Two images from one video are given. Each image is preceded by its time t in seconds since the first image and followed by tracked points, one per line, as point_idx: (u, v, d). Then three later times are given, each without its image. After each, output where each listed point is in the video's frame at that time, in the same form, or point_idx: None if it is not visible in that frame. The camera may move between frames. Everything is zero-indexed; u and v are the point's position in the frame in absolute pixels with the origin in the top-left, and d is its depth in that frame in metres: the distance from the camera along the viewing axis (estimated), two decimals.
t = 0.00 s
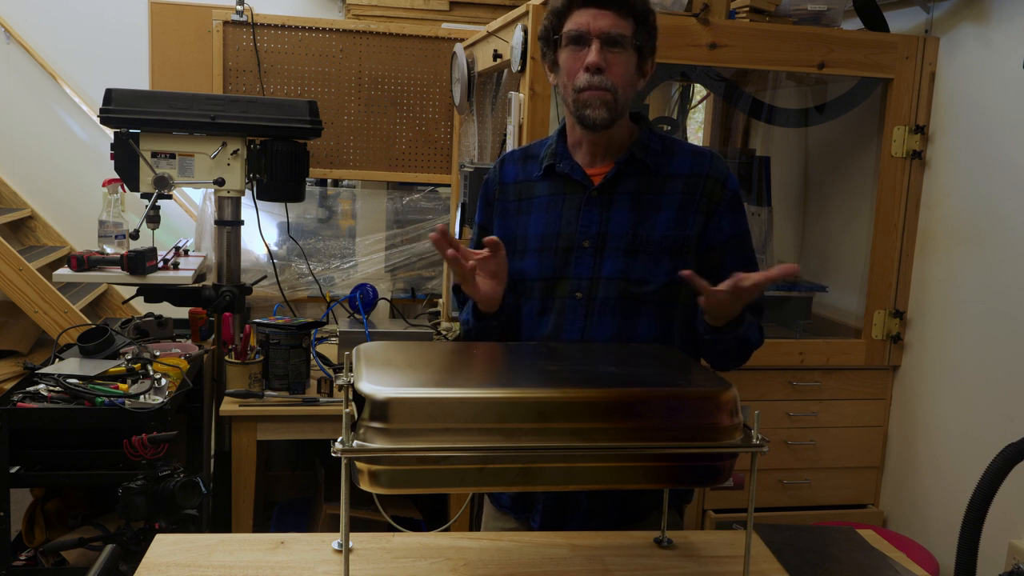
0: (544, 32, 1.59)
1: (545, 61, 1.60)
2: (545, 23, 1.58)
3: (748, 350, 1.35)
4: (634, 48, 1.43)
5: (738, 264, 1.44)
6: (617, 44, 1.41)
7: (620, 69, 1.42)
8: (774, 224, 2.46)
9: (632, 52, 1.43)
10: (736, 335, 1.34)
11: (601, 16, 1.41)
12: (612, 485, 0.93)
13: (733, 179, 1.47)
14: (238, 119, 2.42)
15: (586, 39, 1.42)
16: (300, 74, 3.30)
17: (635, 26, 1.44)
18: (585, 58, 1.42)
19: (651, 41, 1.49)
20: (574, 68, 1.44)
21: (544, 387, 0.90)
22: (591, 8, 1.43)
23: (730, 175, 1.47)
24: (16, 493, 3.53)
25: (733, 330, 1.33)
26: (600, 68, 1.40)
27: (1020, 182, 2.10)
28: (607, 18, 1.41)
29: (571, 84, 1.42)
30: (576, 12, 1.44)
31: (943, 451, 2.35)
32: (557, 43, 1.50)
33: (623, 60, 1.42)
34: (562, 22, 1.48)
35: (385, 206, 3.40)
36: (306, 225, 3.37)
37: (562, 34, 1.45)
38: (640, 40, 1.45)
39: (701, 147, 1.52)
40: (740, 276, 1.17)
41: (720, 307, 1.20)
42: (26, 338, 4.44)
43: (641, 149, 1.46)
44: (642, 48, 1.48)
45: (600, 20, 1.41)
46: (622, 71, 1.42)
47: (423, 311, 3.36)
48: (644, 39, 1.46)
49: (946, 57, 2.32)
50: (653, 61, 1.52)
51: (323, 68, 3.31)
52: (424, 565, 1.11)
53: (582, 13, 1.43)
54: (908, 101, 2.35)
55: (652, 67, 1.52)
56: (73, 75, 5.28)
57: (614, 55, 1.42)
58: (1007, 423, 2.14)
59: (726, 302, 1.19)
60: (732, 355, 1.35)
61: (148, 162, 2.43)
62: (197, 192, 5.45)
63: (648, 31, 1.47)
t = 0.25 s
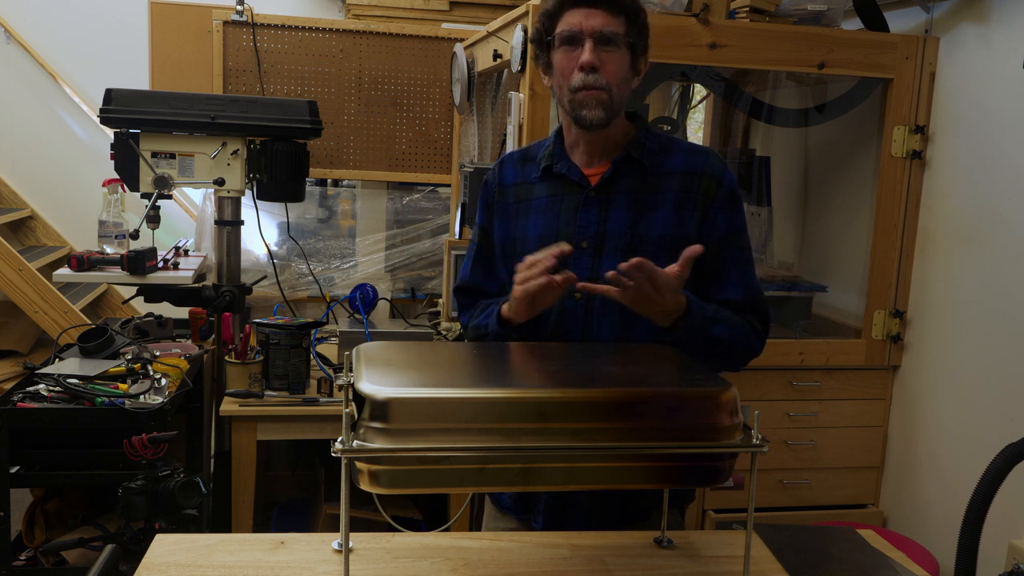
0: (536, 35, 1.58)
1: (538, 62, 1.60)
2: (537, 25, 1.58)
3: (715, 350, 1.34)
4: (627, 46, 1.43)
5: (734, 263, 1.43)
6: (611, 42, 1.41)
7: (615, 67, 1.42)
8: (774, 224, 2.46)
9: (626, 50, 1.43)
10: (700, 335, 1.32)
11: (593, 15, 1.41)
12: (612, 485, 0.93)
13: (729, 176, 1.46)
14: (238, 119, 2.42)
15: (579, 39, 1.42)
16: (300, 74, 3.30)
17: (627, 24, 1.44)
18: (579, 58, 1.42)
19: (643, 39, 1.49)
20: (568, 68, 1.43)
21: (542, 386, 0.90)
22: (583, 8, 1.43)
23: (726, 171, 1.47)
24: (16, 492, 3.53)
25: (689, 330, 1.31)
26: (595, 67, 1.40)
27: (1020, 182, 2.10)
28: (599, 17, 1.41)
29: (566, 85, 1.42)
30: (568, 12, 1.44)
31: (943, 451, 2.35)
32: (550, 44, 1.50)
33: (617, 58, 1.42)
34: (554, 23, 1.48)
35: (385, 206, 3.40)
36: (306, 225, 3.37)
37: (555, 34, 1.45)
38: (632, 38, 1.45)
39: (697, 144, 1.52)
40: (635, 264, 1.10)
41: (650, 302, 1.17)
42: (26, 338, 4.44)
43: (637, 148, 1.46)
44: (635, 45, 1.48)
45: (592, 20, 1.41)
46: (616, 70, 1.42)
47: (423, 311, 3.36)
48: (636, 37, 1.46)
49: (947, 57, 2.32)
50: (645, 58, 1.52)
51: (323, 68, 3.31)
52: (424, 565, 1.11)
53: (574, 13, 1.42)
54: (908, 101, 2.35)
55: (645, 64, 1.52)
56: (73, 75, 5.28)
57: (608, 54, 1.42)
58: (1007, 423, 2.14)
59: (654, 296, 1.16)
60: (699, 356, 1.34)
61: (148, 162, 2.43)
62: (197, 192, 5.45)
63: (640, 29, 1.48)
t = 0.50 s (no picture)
0: (531, 36, 1.58)
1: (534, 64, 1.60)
2: (532, 27, 1.58)
3: (706, 351, 1.35)
4: (623, 46, 1.43)
5: (732, 263, 1.43)
6: (607, 43, 1.41)
7: (612, 68, 1.42)
8: (774, 224, 2.46)
9: (622, 50, 1.43)
10: (690, 337, 1.32)
11: (588, 16, 1.41)
12: (612, 485, 0.93)
13: (727, 175, 1.46)
14: (238, 119, 2.42)
15: (576, 40, 1.41)
16: (300, 74, 3.30)
17: (622, 25, 1.44)
18: (576, 59, 1.42)
19: (638, 38, 1.49)
20: (565, 69, 1.43)
21: (542, 387, 0.90)
22: (579, 9, 1.43)
23: (724, 170, 1.47)
24: (16, 492, 3.53)
25: (677, 331, 1.31)
26: (593, 68, 1.40)
27: (1020, 182, 2.10)
28: (596, 18, 1.41)
29: (564, 86, 1.42)
30: (563, 14, 1.44)
31: (942, 451, 2.35)
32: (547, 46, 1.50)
33: (614, 59, 1.42)
34: (549, 24, 1.48)
35: (385, 206, 3.40)
36: (306, 225, 3.37)
37: (551, 36, 1.45)
38: (628, 37, 1.45)
39: (695, 142, 1.52)
40: (612, 269, 1.10)
41: (635, 303, 1.17)
42: (26, 338, 4.44)
43: (635, 148, 1.46)
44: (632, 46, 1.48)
45: (588, 20, 1.41)
46: (613, 70, 1.42)
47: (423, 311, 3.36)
48: (632, 37, 1.46)
49: (946, 57, 2.32)
50: (641, 58, 1.52)
51: (323, 68, 3.31)
52: (424, 565, 1.11)
53: (570, 15, 1.42)
54: (908, 101, 2.35)
55: (641, 64, 1.52)
56: (73, 75, 5.28)
57: (605, 55, 1.42)
58: (1007, 423, 2.14)
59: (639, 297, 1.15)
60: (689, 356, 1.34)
61: (148, 162, 2.43)
62: (197, 192, 5.45)
63: (635, 29, 1.48)
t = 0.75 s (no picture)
0: (531, 37, 1.58)
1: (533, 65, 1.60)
2: (531, 28, 1.58)
3: (706, 351, 1.35)
4: (623, 46, 1.43)
5: (732, 263, 1.43)
6: (607, 43, 1.41)
7: (612, 68, 1.42)
8: (774, 224, 2.46)
9: (622, 50, 1.43)
10: (690, 336, 1.32)
11: (588, 17, 1.41)
12: (612, 485, 0.93)
13: (727, 175, 1.46)
14: (238, 119, 2.42)
15: (575, 40, 1.41)
16: (300, 74, 3.30)
17: (621, 25, 1.44)
18: (575, 60, 1.42)
19: (638, 38, 1.49)
20: (565, 70, 1.43)
21: (542, 387, 0.90)
22: (578, 9, 1.43)
23: (724, 170, 1.47)
24: (16, 493, 3.53)
25: (677, 330, 1.31)
26: (593, 68, 1.40)
27: (1020, 182, 2.10)
28: (595, 18, 1.41)
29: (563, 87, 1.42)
30: (563, 14, 1.44)
31: (942, 451, 2.35)
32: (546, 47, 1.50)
33: (614, 58, 1.42)
34: (548, 25, 1.48)
35: (385, 206, 3.40)
36: (306, 225, 3.37)
37: (551, 37, 1.45)
38: (627, 38, 1.45)
39: (695, 142, 1.52)
40: (614, 267, 1.09)
41: (636, 303, 1.17)
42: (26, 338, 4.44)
43: (635, 149, 1.46)
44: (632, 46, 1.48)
45: (587, 21, 1.41)
46: (613, 70, 1.42)
47: (423, 311, 3.36)
48: (631, 37, 1.47)
49: (946, 57, 2.32)
50: (641, 58, 1.52)
51: (323, 68, 3.31)
52: (424, 565, 1.11)
53: (569, 15, 1.42)
54: (908, 101, 2.35)
55: (640, 64, 1.52)
56: (73, 75, 5.28)
57: (605, 55, 1.42)
58: (1007, 423, 2.14)
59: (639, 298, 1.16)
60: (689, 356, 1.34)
61: (148, 162, 2.43)
62: (197, 192, 5.45)
63: (634, 29, 1.48)
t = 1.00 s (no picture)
0: (531, 37, 1.58)
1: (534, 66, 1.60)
2: (532, 28, 1.58)
3: (709, 351, 1.35)
4: (624, 48, 1.43)
5: (733, 263, 1.43)
6: (608, 45, 1.41)
7: (613, 69, 1.42)
8: (774, 224, 2.46)
9: (623, 51, 1.43)
10: (695, 337, 1.32)
11: (589, 18, 1.41)
12: (612, 485, 0.93)
13: (726, 175, 1.47)
14: (238, 119, 2.42)
15: (576, 41, 1.41)
16: (300, 74, 3.30)
17: (622, 26, 1.44)
18: (577, 61, 1.42)
19: (639, 39, 1.49)
20: (565, 70, 1.43)
21: (542, 387, 0.90)
22: (579, 11, 1.43)
23: (723, 170, 1.47)
24: (16, 492, 3.53)
25: (684, 332, 1.31)
26: (594, 70, 1.40)
27: (1020, 182, 2.10)
28: (596, 20, 1.41)
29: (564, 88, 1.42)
30: (564, 15, 1.44)
31: (942, 451, 2.35)
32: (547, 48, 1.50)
33: (615, 60, 1.42)
34: (550, 26, 1.48)
35: (385, 206, 3.40)
36: (306, 225, 3.37)
37: (552, 38, 1.45)
38: (629, 38, 1.45)
39: (694, 143, 1.52)
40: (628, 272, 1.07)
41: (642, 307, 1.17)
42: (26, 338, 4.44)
43: (635, 149, 1.46)
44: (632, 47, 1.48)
45: (589, 22, 1.41)
46: (614, 71, 1.42)
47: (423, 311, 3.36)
48: (632, 39, 1.47)
49: (946, 57, 2.32)
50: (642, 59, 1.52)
51: (323, 68, 3.31)
52: (424, 565, 1.11)
53: (571, 16, 1.42)
54: (908, 101, 2.35)
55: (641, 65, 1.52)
56: (73, 75, 5.28)
57: (606, 56, 1.41)
58: (1007, 423, 2.14)
59: (647, 298, 1.15)
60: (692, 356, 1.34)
61: (148, 162, 2.43)
62: (197, 192, 5.45)
63: (636, 29, 1.48)
